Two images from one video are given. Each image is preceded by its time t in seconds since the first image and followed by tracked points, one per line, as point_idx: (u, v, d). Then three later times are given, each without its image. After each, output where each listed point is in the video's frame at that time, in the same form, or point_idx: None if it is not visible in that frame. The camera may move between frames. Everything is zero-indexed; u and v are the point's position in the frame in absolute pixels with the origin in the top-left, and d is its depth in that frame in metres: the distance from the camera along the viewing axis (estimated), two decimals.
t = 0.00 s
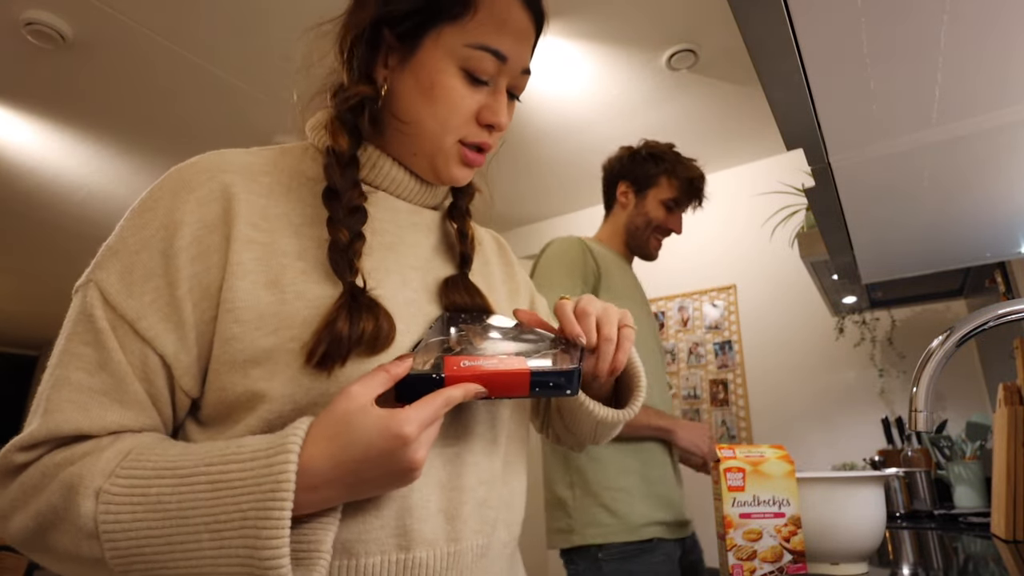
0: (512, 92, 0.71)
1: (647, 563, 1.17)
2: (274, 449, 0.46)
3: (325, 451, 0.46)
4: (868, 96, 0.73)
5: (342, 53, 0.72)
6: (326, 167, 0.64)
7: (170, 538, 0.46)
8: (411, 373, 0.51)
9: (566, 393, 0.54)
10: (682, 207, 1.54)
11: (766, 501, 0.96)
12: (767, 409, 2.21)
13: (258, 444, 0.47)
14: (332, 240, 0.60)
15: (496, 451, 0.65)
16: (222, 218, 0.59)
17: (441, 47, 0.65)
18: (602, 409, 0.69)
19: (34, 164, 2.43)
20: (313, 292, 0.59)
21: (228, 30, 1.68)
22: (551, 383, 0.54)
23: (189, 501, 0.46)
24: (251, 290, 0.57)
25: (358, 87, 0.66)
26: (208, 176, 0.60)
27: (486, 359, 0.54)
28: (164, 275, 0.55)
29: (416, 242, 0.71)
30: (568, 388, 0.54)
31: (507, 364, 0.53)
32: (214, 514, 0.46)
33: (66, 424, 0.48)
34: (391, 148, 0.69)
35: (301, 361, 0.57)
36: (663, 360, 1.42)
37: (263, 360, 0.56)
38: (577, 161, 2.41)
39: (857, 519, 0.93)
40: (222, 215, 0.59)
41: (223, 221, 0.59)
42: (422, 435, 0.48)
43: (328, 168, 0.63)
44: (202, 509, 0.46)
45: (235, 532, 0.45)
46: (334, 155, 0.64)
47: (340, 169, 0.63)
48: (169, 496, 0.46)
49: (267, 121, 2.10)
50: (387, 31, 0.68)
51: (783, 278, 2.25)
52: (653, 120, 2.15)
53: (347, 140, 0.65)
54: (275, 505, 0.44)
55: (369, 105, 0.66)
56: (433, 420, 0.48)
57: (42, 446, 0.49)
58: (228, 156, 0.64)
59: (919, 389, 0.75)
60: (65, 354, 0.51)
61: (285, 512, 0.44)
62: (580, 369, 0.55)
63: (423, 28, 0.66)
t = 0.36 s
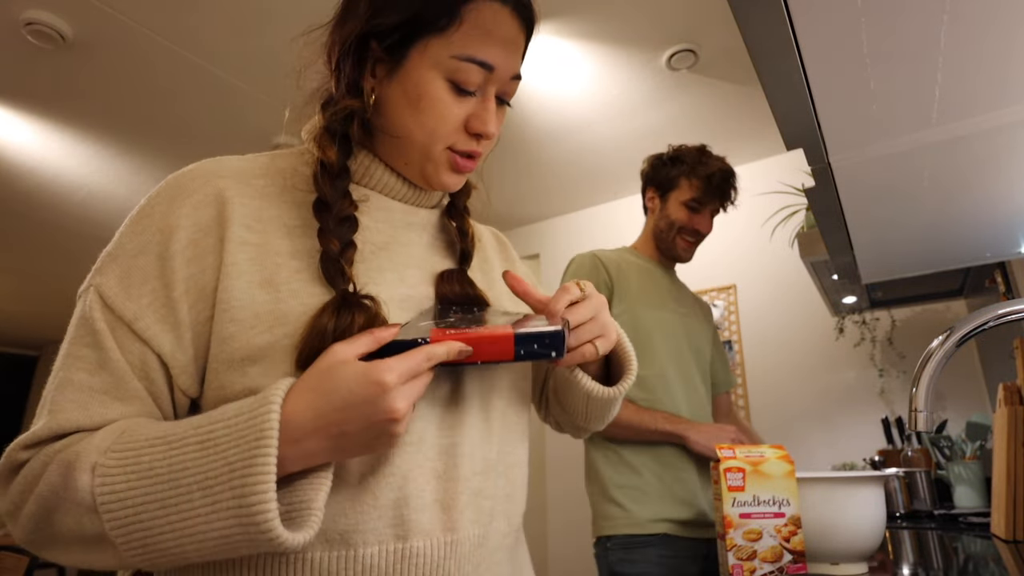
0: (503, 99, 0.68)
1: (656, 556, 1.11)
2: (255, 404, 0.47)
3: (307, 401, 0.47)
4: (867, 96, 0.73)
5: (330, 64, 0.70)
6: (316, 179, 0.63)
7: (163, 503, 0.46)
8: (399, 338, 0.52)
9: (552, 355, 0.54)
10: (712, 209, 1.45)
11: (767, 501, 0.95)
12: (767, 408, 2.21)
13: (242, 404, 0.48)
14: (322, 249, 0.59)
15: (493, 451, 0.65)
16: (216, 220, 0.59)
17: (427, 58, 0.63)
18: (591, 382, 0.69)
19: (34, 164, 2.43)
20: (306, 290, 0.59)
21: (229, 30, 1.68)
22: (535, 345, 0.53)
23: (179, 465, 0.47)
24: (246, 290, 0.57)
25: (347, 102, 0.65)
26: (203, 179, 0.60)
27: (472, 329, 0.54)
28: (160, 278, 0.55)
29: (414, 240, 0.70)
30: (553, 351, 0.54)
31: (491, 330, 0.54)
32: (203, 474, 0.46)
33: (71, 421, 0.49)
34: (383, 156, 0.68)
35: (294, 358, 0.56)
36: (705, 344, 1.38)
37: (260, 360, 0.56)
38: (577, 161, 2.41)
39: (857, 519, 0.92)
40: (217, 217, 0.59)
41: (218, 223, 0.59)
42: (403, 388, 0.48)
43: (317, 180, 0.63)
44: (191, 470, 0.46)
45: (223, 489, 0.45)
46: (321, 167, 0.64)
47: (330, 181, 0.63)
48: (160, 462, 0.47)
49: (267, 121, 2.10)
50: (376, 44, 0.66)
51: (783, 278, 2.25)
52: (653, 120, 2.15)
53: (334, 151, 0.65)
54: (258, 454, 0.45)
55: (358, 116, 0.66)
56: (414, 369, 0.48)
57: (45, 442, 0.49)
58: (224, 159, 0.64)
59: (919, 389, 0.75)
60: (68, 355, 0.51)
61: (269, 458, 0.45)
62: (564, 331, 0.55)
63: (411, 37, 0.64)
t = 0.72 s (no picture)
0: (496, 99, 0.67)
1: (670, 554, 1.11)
2: (233, 386, 0.48)
3: (287, 379, 0.48)
4: (867, 96, 0.73)
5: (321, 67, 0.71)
6: (308, 180, 0.63)
7: (149, 488, 0.47)
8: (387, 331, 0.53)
9: (539, 366, 0.54)
10: (723, 208, 1.45)
11: (767, 501, 0.94)
12: (767, 408, 2.21)
13: (221, 387, 0.49)
14: (316, 252, 0.59)
15: (492, 453, 0.65)
16: (213, 223, 0.59)
17: (415, 58, 0.63)
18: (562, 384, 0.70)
19: (34, 164, 2.44)
20: (305, 292, 0.59)
21: (229, 30, 1.68)
22: (522, 355, 0.53)
23: (162, 448, 0.47)
24: (243, 293, 0.57)
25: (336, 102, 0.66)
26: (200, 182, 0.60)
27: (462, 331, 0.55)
28: (156, 283, 0.55)
29: (412, 242, 0.70)
30: (540, 363, 0.54)
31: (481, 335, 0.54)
32: (186, 456, 0.47)
33: (69, 420, 0.49)
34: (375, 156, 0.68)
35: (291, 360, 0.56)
36: (722, 344, 1.38)
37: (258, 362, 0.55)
38: (576, 160, 2.41)
39: (857, 519, 0.92)
40: (214, 220, 0.59)
41: (215, 227, 0.59)
42: (382, 373, 0.48)
43: (309, 181, 0.63)
44: (174, 453, 0.47)
45: (206, 470, 0.46)
46: (314, 167, 0.64)
47: (322, 181, 0.63)
48: (144, 447, 0.47)
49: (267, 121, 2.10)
50: (364, 42, 0.66)
51: (783, 278, 2.25)
52: (653, 120, 2.15)
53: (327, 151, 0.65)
54: (238, 432, 0.46)
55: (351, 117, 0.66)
56: (392, 357, 0.48)
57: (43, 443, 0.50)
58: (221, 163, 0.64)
59: (919, 390, 0.75)
60: (66, 359, 0.52)
61: (247, 435, 0.46)
62: (554, 344, 0.55)
63: (398, 35, 0.64)
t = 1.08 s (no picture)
0: (488, 97, 0.67)
1: (676, 554, 1.10)
2: (233, 391, 0.47)
3: (287, 383, 0.48)
4: (867, 96, 0.73)
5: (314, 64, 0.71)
6: (304, 177, 0.64)
7: (151, 493, 0.47)
8: (388, 334, 0.53)
9: (541, 358, 0.54)
10: (716, 207, 1.45)
11: (765, 500, 0.95)
12: (766, 408, 2.21)
13: (221, 392, 0.48)
14: (311, 248, 0.59)
15: (490, 454, 0.65)
16: (208, 223, 0.59)
17: (406, 56, 0.63)
18: (576, 381, 0.70)
19: (34, 164, 2.44)
20: (302, 293, 0.59)
21: (228, 30, 1.68)
22: (523, 347, 0.53)
23: (164, 454, 0.47)
24: (239, 293, 0.57)
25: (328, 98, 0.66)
26: (194, 184, 0.60)
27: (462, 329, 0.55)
28: (152, 283, 0.55)
29: (409, 243, 0.70)
30: (543, 355, 0.54)
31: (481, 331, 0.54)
32: (187, 461, 0.46)
33: (68, 423, 0.50)
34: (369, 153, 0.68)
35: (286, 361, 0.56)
36: (724, 340, 1.39)
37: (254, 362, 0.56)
38: (576, 160, 2.41)
39: (857, 519, 0.91)
40: (208, 221, 0.59)
41: (209, 227, 0.59)
42: (384, 375, 0.48)
43: (304, 178, 0.63)
44: (175, 459, 0.47)
45: (207, 476, 0.46)
46: (309, 164, 0.64)
47: (317, 178, 0.63)
48: (146, 453, 0.47)
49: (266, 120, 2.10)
50: (355, 40, 0.66)
51: (783, 278, 2.25)
52: (653, 120, 2.15)
53: (321, 148, 0.65)
54: (238, 438, 0.46)
55: (343, 114, 0.66)
56: (392, 359, 0.48)
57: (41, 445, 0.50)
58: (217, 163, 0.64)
59: (918, 390, 0.75)
60: (63, 362, 0.52)
61: (248, 441, 0.46)
62: (553, 334, 0.55)
63: (390, 33, 0.64)
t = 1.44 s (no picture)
0: (481, 92, 0.67)
1: (675, 554, 1.11)
2: (233, 399, 0.47)
3: (288, 391, 0.48)
4: (867, 96, 0.73)
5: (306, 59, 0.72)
6: (297, 175, 0.64)
7: (151, 499, 0.47)
8: (390, 341, 0.52)
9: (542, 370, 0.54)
10: (706, 205, 1.43)
11: (720, 359, 1.09)
12: (766, 408, 2.21)
13: (221, 399, 0.48)
14: (302, 245, 0.59)
15: (486, 454, 0.65)
16: (202, 224, 0.59)
17: (397, 51, 0.63)
18: (576, 390, 0.70)
19: (34, 164, 2.43)
20: (299, 294, 0.59)
21: (228, 30, 1.68)
22: (526, 358, 0.54)
23: (164, 460, 0.47)
24: (234, 293, 0.56)
25: (318, 93, 0.65)
26: (188, 185, 0.60)
27: (465, 337, 0.55)
28: (148, 284, 0.55)
29: (405, 243, 0.70)
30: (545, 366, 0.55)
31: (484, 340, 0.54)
32: (187, 467, 0.47)
33: (63, 425, 0.50)
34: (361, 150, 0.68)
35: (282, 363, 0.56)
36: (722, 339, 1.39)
37: (249, 362, 0.56)
38: (576, 160, 2.40)
39: (856, 519, 0.90)
40: (202, 221, 0.59)
41: (204, 228, 0.59)
42: (386, 387, 0.48)
43: (297, 176, 0.63)
44: (175, 465, 0.47)
45: (207, 483, 0.46)
46: (302, 162, 0.64)
47: (310, 176, 0.64)
48: (145, 460, 0.47)
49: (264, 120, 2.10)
50: (346, 34, 0.66)
51: (783, 278, 2.25)
52: (654, 120, 2.15)
53: (313, 145, 0.65)
54: (238, 446, 0.46)
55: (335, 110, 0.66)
56: (396, 371, 0.48)
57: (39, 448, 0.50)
58: (212, 164, 0.64)
59: (918, 390, 0.75)
60: (60, 363, 0.52)
61: (249, 450, 0.46)
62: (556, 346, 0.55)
63: (381, 28, 0.64)
